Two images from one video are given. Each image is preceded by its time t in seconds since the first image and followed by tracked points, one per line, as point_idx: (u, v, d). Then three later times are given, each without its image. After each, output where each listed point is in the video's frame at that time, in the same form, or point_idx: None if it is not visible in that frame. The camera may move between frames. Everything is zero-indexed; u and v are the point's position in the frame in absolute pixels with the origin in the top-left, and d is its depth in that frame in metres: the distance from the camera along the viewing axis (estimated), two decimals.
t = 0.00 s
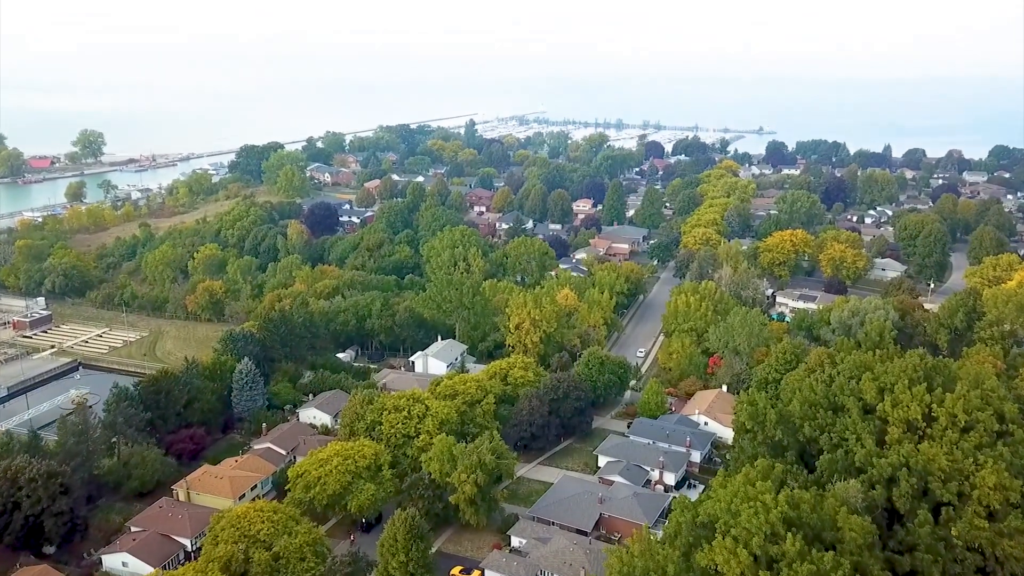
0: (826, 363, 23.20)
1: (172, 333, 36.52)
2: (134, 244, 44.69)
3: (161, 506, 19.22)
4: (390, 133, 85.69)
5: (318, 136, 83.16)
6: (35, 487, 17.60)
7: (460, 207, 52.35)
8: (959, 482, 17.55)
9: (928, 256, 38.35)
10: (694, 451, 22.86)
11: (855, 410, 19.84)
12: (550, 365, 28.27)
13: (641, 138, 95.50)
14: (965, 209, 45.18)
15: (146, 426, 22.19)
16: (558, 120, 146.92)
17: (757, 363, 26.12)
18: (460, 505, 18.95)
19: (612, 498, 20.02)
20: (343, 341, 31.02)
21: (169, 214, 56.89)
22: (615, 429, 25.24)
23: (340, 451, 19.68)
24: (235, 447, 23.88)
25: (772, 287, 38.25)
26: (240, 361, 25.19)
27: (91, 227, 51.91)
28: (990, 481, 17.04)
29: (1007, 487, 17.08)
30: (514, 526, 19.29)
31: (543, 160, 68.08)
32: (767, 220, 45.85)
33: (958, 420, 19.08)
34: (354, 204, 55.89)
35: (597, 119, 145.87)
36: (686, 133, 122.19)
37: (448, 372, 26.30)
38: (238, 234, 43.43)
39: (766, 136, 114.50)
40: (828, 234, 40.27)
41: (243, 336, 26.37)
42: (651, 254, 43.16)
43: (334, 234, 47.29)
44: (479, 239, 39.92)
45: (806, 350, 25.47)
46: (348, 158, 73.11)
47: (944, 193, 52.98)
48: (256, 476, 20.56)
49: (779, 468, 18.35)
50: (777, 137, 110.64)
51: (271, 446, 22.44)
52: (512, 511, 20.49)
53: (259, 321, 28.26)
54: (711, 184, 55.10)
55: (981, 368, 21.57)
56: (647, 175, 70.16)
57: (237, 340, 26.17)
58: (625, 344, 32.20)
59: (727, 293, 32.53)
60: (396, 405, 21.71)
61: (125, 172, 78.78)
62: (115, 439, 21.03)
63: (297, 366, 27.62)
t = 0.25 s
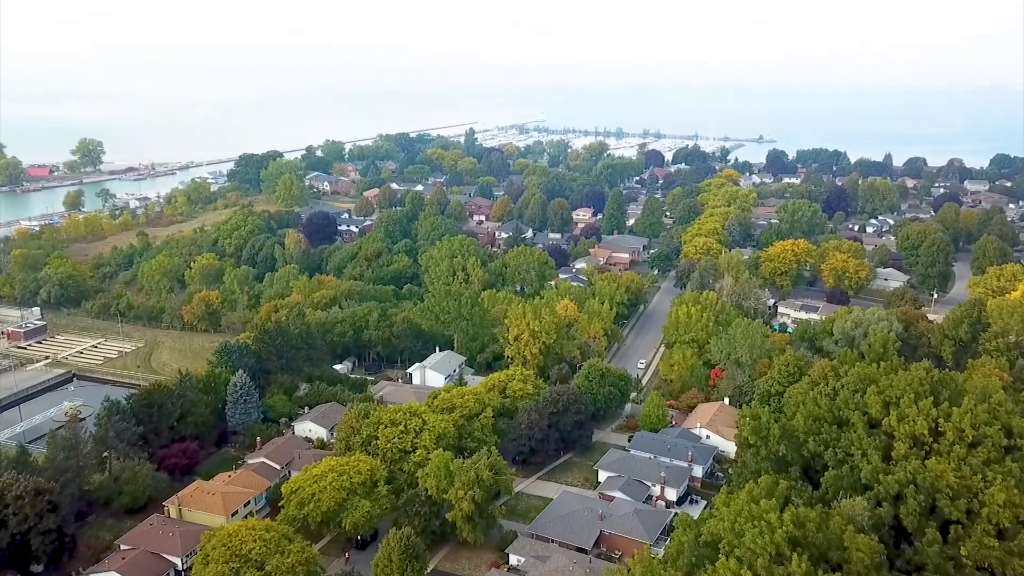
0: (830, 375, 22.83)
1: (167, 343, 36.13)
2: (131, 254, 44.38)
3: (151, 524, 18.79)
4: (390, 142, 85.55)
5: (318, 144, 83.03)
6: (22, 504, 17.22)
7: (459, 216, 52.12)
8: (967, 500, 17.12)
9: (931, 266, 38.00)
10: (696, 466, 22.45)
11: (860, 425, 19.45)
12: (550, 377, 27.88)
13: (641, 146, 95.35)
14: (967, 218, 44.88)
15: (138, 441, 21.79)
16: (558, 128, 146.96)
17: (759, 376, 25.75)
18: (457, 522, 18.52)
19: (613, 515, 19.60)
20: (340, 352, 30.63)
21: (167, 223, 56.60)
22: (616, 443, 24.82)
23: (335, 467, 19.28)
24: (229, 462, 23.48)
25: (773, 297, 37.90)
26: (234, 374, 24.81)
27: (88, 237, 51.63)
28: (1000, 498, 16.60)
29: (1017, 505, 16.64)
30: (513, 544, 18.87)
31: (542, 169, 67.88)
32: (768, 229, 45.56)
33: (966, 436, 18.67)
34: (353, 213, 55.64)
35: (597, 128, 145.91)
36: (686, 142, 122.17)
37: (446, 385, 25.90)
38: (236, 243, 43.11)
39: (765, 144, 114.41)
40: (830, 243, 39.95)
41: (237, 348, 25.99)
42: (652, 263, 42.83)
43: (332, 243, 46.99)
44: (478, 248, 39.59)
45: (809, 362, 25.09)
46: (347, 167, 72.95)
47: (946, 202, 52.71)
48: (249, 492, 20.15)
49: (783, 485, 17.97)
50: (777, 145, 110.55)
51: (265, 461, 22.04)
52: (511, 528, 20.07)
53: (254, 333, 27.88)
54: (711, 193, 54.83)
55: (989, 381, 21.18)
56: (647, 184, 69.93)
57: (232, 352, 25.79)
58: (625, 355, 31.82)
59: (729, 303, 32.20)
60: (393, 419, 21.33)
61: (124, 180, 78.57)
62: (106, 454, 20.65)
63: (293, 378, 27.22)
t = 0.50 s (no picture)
0: (833, 388, 22.41)
1: (163, 354, 35.74)
2: (127, 263, 44.07)
3: (141, 541, 18.36)
4: (389, 150, 85.40)
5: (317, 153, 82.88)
6: (8, 523, 16.82)
7: (459, 225, 51.84)
8: (977, 517, 16.69)
9: (934, 276, 37.63)
10: (698, 480, 22.04)
11: (865, 440, 19.06)
12: (549, 389, 27.48)
13: (641, 155, 95.18)
14: (970, 227, 44.56)
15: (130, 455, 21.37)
16: (558, 137, 147.02)
17: (762, 389, 25.35)
18: (454, 540, 18.06)
19: (613, 532, 19.18)
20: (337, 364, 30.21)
21: (165, 232, 56.29)
22: (616, 457, 24.41)
23: (330, 483, 18.89)
24: (223, 476, 23.08)
25: (775, 307, 37.54)
26: (228, 386, 24.41)
27: (86, 246, 51.36)
28: (1010, 516, 16.17)
29: None
30: (511, 562, 18.44)
31: (542, 178, 67.66)
32: (769, 238, 45.24)
33: (974, 451, 18.24)
34: (352, 222, 55.37)
35: (597, 137, 145.97)
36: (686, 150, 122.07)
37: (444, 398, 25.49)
38: (233, 252, 42.77)
39: (765, 153, 114.31)
40: (832, 253, 39.63)
41: (232, 360, 25.60)
42: (652, 273, 42.45)
43: (331, 252, 46.67)
44: (477, 258, 39.24)
45: (812, 374, 24.70)
46: (346, 176, 72.75)
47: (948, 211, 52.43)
48: (242, 508, 19.73)
49: (787, 502, 17.57)
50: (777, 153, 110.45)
51: (259, 476, 21.64)
52: (509, 545, 19.65)
53: (250, 344, 27.49)
54: (712, 201, 54.56)
55: (997, 394, 20.77)
56: (647, 193, 69.70)
57: (227, 365, 25.37)
58: (626, 367, 31.42)
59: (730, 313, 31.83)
60: (389, 433, 20.94)
61: (123, 189, 78.36)
62: (97, 469, 20.21)
63: (288, 391, 26.80)
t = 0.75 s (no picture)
0: (838, 401, 22.02)
1: (159, 365, 35.36)
2: (124, 273, 43.76)
3: (131, 559, 17.93)
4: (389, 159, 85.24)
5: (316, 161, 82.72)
6: None
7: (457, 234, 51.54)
8: (986, 536, 16.27)
9: (937, 286, 37.28)
10: (700, 495, 21.63)
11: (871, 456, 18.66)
12: (548, 401, 27.08)
13: (641, 164, 95.03)
14: (972, 236, 44.24)
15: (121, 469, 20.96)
16: (558, 146, 146.96)
17: (765, 401, 24.96)
18: (451, 558, 17.50)
19: (613, 549, 18.77)
20: (334, 375, 29.80)
21: (163, 241, 55.98)
22: (617, 471, 24.00)
23: (323, 500, 18.49)
24: (216, 491, 22.67)
25: (777, 317, 37.19)
26: (222, 399, 24.02)
27: (83, 255, 51.09)
28: (1021, 535, 15.74)
29: None
30: None
31: (542, 187, 67.45)
32: (770, 247, 44.91)
33: (982, 467, 17.83)
34: (350, 230, 55.10)
35: (597, 145, 145.94)
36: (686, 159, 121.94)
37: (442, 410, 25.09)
38: (230, 262, 42.43)
39: (766, 162, 114.15)
40: (834, 263, 39.31)
41: (227, 372, 25.23)
42: (653, 283, 42.09)
43: (329, 261, 46.34)
44: (476, 267, 38.90)
45: (815, 386, 24.32)
46: (345, 185, 72.56)
47: (950, 220, 52.16)
48: (235, 525, 19.32)
49: (792, 520, 17.18)
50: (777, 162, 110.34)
51: (253, 491, 21.23)
52: (507, 563, 19.24)
53: (245, 355, 27.10)
54: (712, 210, 54.29)
55: (1004, 408, 20.36)
56: (647, 202, 69.45)
57: (221, 377, 24.99)
58: (626, 378, 31.04)
59: (731, 324, 31.46)
60: (385, 447, 20.54)
61: (122, 198, 78.14)
62: (87, 484, 19.77)
63: (284, 403, 26.40)
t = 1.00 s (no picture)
0: (842, 414, 21.63)
1: (154, 376, 34.95)
2: (120, 282, 43.43)
3: None
4: (388, 167, 85.10)
5: (315, 170, 82.54)
6: None
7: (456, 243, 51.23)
8: (997, 555, 15.85)
9: (940, 296, 36.89)
10: (702, 511, 21.20)
11: (878, 472, 18.26)
12: (548, 414, 26.64)
13: (641, 173, 94.87)
14: (975, 245, 43.91)
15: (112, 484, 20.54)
16: (558, 155, 146.89)
17: (768, 415, 24.54)
18: None
19: (614, 567, 18.32)
20: (330, 387, 29.40)
21: (161, 250, 55.67)
22: (617, 486, 23.56)
23: (317, 516, 18.09)
24: (209, 506, 22.23)
25: (779, 327, 36.82)
26: (216, 412, 23.61)
27: (80, 264, 50.81)
28: None
29: None
30: None
31: (542, 195, 67.21)
32: (772, 256, 44.57)
33: (992, 484, 17.40)
34: (349, 239, 54.82)
35: (597, 154, 145.81)
36: (686, 168, 121.80)
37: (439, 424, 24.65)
38: (227, 271, 42.09)
39: (766, 170, 113.96)
40: (836, 272, 38.96)
41: (221, 384, 24.82)
42: (653, 292, 41.72)
43: (327, 271, 46.02)
44: (475, 276, 38.56)
45: (819, 399, 23.94)
46: (344, 194, 72.34)
47: (951, 229, 51.86)
48: (226, 543, 18.89)
49: (797, 538, 16.78)
50: (777, 171, 110.20)
51: (246, 507, 20.80)
52: None
53: (239, 367, 26.68)
54: (713, 219, 54.02)
55: (1013, 422, 19.96)
56: (648, 210, 69.20)
57: (215, 389, 24.57)
58: (626, 389, 30.64)
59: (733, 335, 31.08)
60: (380, 462, 20.15)
61: (120, 207, 77.90)
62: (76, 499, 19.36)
63: (279, 416, 25.99)
